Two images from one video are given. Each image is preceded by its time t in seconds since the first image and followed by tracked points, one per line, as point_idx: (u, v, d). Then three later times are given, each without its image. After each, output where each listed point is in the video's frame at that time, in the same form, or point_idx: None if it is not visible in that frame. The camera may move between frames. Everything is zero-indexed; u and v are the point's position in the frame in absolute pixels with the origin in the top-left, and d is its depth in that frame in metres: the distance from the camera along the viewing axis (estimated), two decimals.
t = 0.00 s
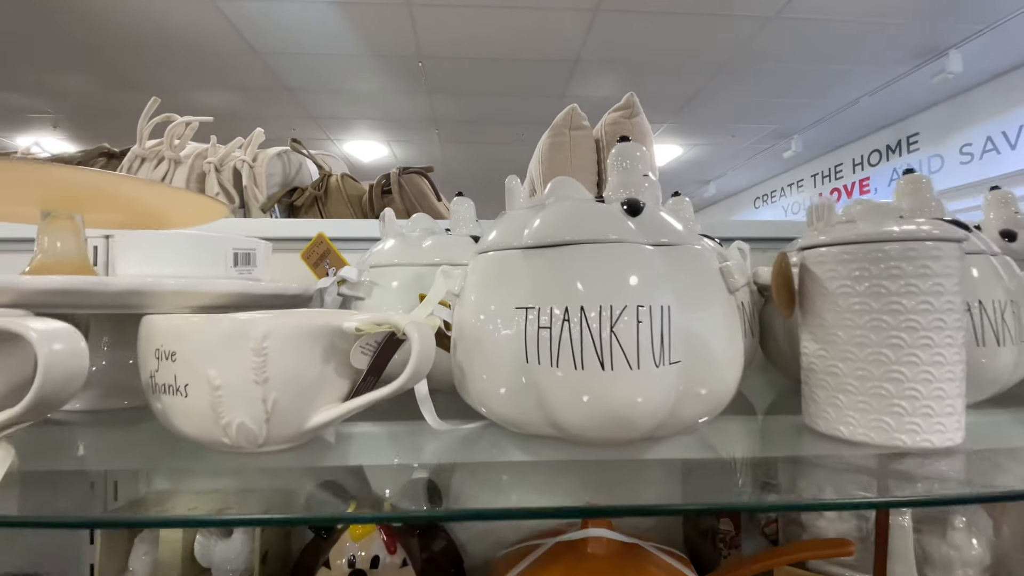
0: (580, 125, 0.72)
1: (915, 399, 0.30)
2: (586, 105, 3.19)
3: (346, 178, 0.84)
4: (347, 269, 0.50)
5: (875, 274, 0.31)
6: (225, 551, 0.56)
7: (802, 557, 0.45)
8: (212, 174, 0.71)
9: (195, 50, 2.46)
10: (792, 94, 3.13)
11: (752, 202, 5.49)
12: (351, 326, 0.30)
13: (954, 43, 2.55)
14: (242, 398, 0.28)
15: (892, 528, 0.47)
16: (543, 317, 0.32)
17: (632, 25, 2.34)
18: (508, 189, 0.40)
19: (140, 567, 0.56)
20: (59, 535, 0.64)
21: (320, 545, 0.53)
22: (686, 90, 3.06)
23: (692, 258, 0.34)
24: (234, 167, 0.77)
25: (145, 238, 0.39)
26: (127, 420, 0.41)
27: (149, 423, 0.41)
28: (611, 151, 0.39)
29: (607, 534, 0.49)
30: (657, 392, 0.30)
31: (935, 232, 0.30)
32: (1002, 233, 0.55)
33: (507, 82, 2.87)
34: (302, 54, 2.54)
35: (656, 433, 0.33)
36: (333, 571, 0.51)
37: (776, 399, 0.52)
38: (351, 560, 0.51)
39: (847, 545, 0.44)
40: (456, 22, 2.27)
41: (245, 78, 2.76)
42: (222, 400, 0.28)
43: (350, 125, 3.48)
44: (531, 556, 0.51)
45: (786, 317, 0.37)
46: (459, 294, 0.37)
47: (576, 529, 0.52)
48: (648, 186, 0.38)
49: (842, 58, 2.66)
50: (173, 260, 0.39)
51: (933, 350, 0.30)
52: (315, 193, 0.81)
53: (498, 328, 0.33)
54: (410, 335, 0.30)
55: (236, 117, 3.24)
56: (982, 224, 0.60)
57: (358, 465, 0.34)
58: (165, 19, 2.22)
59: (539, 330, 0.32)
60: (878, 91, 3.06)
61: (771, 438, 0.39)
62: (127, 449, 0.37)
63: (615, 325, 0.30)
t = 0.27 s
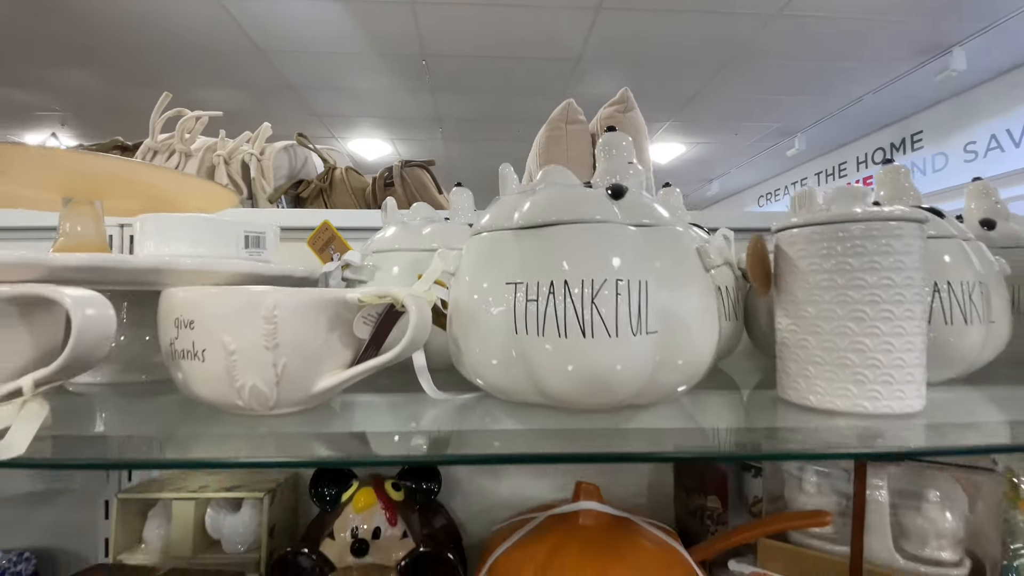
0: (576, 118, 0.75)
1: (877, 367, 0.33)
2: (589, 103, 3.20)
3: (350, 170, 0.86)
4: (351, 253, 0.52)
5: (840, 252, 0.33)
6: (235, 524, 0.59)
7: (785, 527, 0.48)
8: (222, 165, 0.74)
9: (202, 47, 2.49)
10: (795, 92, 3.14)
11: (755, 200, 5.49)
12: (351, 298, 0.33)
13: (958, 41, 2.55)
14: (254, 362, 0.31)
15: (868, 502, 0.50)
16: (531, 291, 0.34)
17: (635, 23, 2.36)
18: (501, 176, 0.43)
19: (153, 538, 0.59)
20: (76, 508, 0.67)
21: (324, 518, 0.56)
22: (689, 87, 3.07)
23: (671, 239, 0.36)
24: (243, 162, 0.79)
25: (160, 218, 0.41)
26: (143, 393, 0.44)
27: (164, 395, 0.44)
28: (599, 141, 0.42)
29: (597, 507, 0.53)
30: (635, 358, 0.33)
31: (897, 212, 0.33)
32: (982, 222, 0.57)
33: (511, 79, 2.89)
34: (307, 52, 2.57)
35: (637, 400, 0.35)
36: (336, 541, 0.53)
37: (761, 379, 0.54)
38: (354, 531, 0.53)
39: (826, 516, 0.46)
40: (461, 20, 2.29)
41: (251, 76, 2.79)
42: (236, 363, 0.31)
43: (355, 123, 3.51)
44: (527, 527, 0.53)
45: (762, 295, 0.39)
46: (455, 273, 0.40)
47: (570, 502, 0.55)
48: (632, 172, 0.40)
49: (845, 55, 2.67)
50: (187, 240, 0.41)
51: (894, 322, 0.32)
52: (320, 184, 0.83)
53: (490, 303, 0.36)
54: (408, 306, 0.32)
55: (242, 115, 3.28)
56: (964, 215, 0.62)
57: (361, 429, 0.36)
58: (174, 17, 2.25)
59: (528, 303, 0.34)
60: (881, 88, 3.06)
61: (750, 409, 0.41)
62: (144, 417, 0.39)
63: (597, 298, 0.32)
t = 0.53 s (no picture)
0: (574, 100, 0.75)
1: (844, 322, 0.35)
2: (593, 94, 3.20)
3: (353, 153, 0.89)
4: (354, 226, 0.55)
5: (811, 215, 0.35)
6: (246, 486, 0.62)
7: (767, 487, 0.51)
8: (230, 147, 0.77)
9: (208, 39, 2.51)
10: (800, 82, 3.12)
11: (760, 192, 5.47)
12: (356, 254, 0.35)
13: (967, 29, 2.53)
14: (264, 314, 0.33)
15: (848, 465, 0.52)
16: (521, 252, 0.36)
17: (639, 12, 2.35)
18: (495, 148, 0.45)
19: (168, 499, 0.62)
20: (94, 474, 0.70)
21: (329, 480, 0.58)
22: (693, 78, 3.06)
23: (654, 204, 0.38)
24: (249, 143, 0.83)
25: (174, 187, 0.43)
26: (159, 354, 0.46)
27: (178, 357, 0.46)
28: (588, 116, 0.44)
29: (588, 469, 0.55)
30: (613, 311, 0.35)
31: (865, 177, 0.35)
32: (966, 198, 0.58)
33: (515, 70, 2.90)
34: (312, 43, 2.59)
35: (621, 355, 0.38)
36: (340, 501, 0.55)
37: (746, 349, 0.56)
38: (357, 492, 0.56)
39: (803, 475, 0.50)
40: (465, 9, 2.29)
41: (256, 67, 2.81)
42: (248, 315, 0.33)
43: (359, 114, 3.53)
44: (521, 488, 0.56)
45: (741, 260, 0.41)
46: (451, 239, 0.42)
47: (562, 465, 0.57)
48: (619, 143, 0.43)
49: (851, 45, 2.65)
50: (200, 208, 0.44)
51: (860, 280, 0.35)
52: (325, 166, 0.86)
53: (482, 264, 0.38)
54: (406, 264, 0.35)
55: (247, 106, 3.30)
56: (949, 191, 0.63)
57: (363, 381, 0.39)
58: (180, 8, 2.27)
59: (518, 263, 0.36)
60: (888, 78, 3.04)
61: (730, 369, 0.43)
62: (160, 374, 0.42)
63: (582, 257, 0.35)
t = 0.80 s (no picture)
0: (572, 77, 0.76)
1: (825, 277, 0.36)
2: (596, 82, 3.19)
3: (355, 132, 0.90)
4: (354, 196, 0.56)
5: (795, 174, 0.37)
6: (253, 451, 0.64)
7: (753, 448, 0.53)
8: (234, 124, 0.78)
9: (212, 27, 2.51)
10: (806, 70, 3.09)
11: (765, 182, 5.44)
12: (352, 212, 0.36)
13: (976, 15, 2.49)
14: (268, 267, 0.35)
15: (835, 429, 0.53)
16: (514, 211, 0.38)
17: None
18: (490, 116, 0.46)
19: (178, 462, 0.65)
20: (106, 441, 0.72)
21: (332, 444, 0.60)
22: (698, 66, 3.04)
23: (644, 165, 0.40)
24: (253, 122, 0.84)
25: (181, 153, 0.45)
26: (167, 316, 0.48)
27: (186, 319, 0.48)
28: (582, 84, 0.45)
29: (582, 433, 0.57)
30: (602, 266, 0.37)
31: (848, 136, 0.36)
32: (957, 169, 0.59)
33: (518, 58, 2.88)
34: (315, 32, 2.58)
35: (610, 311, 0.39)
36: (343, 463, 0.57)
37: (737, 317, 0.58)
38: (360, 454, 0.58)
39: (789, 435, 0.51)
40: None
41: (260, 56, 2.81)
42: (252, 268, 0.35)
43: (363, 103, 3.53)
44: (517, 451, 0.58)
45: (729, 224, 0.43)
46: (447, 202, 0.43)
47: (557, 429, 0.59)
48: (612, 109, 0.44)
49: (858, 31, 2.62)
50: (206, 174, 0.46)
51: (841, 236, 0.36)
52: (327, 143, 0.87)
53: (476, 224, 0.39)
54: (403, 222, 0.36)
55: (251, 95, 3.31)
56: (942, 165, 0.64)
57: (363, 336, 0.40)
58: None
59: (511, 221, 0.38)
60: (895, 66, 3.01)
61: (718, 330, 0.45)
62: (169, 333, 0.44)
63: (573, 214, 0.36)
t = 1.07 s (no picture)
0: (573, 45, 0.76)
1: (817, 223, 0.37)
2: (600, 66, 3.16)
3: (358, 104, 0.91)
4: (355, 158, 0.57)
5: (789, 121, 0.37)
6: (260, 412, 0.66)
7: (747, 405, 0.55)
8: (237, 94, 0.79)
9: (214, 11, 2.50)
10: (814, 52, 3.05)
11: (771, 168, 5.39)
12: (352, 158, 0.37)
13: None
14: (271, 212, 0.36)
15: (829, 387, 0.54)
16: (511, 160, 0.39)
17: None
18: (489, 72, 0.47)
19: (187, 422, 0.66)
20: (117, 405, 0.74)
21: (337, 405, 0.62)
22: (703, 49, 3.00)
23: (640, 116, 0.40)
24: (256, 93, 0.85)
25: (186, 110, 0.46)
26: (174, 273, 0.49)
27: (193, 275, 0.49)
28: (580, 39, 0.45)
29: (581, 391, 0.58)
30: (597, 213, 0.38)
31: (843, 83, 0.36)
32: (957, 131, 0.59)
33: (521, 41, 2.86)
34: (317, 15, 2.57)
35: (605, 259, 0.40)
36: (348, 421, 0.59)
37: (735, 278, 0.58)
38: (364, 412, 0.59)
39: (783, 390, 0.53)
40: None
41: (262, 40, 2.80)
42: (256, 214, 0.36)
43: (365, 88, 3.51)
44: (516, 410, 0.59)
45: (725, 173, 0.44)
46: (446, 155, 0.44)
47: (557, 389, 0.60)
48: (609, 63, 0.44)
49: (867, 12, 2.58)
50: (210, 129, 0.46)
51: (833, 182, 0.36)
52: (330, 115, 0.87)
53: (474, 174, 0.40)
54: (402, 172, 0.36)
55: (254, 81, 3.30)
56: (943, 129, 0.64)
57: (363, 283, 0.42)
58: None
59: (508, 170, 0.38)
60: (904, 48, 2.96)
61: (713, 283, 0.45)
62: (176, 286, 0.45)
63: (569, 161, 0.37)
